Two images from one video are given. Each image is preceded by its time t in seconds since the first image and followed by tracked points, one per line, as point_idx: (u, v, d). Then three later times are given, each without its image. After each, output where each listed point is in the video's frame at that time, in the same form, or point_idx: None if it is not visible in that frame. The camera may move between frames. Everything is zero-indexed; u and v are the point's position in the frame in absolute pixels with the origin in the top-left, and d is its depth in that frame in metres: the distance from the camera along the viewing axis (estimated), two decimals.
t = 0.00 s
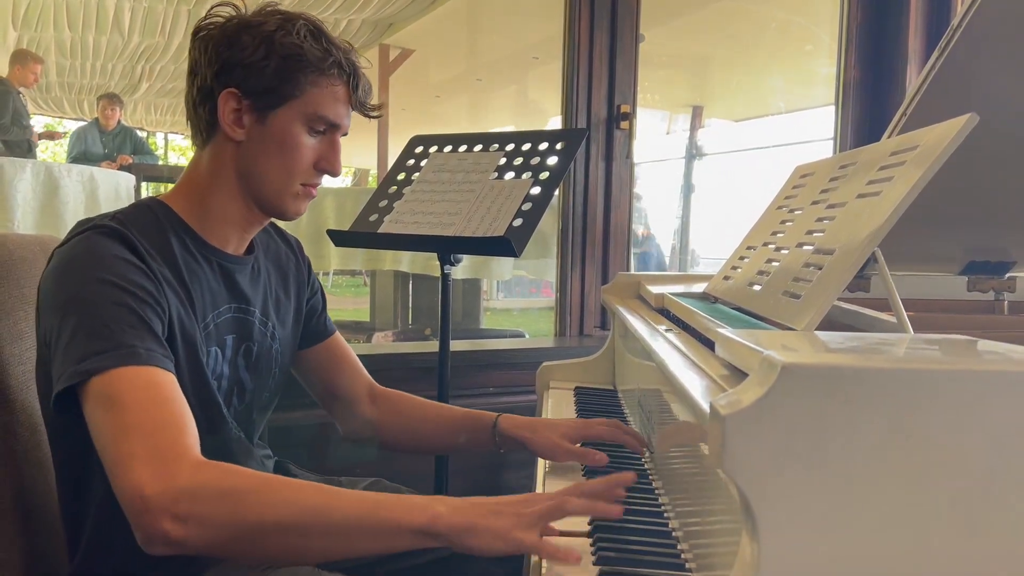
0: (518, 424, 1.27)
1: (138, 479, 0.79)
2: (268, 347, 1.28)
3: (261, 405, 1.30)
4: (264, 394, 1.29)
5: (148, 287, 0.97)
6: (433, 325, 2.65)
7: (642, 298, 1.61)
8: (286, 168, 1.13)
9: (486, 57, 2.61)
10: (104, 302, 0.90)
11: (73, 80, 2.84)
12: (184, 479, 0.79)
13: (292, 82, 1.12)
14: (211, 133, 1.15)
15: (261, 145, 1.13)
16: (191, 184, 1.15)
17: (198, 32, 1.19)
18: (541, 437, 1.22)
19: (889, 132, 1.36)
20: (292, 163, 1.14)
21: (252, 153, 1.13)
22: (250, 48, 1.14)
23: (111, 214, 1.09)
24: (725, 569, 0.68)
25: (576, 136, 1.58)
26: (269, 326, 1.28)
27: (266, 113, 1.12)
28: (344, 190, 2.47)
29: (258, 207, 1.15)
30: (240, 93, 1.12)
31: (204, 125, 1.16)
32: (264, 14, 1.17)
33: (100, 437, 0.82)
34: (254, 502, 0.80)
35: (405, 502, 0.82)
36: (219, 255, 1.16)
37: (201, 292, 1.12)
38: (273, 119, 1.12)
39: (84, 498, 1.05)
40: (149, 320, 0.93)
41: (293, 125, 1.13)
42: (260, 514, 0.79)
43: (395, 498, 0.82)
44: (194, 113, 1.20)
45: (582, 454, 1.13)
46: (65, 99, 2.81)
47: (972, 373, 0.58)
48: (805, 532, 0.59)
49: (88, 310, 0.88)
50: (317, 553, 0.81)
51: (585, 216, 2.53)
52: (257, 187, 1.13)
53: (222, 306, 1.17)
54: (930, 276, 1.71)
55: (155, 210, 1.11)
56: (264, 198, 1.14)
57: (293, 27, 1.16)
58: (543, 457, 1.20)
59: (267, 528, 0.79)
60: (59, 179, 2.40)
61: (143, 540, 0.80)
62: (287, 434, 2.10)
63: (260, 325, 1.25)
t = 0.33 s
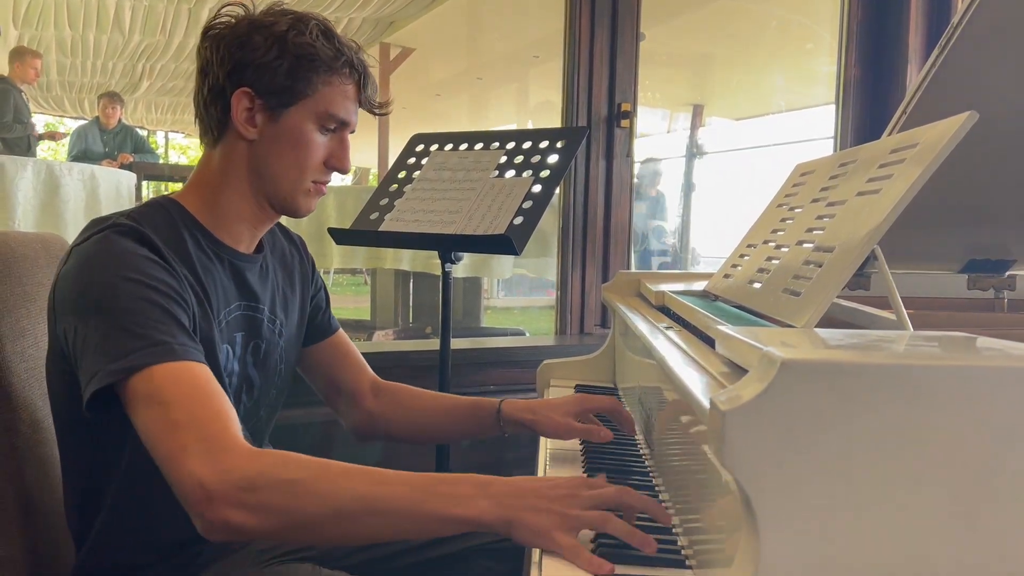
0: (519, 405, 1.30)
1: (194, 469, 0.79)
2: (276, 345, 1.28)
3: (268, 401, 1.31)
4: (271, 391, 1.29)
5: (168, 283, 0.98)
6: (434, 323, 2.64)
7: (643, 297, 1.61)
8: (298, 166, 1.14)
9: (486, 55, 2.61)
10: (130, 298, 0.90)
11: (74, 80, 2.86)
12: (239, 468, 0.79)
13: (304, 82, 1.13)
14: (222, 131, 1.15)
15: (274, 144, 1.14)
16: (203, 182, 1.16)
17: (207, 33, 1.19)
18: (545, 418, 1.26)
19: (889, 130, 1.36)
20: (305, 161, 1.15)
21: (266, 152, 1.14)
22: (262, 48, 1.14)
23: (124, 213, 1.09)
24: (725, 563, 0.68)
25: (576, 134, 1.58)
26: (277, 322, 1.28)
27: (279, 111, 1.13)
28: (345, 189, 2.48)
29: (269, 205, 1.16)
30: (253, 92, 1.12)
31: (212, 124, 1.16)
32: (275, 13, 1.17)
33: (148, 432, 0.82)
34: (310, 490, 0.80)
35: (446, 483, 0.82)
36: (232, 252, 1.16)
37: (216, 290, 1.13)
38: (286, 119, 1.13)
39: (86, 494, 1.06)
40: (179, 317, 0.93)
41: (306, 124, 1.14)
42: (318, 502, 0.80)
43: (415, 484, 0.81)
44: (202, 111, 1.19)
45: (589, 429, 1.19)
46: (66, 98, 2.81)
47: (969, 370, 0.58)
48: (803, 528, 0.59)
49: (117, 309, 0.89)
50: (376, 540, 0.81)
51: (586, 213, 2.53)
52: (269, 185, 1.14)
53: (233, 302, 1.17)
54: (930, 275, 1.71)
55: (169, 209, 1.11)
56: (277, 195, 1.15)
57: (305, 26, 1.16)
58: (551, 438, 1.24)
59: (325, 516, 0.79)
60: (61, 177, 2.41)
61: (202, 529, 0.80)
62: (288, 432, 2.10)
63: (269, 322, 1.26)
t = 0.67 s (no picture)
0: (505, 397, 1.31)
1: (219, 467, 0.83)
2: (278, 343, 1.28)
3: (272, 398, 1.30)
4: (274, 389, 1.29)
5: (181, 278, 0.99)
6: (433, 322, 2.66)
7: (642, 296, 1.62)
8: (300, 166, 1.15)
9: (486, 54, 2.61)
10: (146, 296, 0.91)
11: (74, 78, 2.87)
12: (261, 463, 0.84)
13: (305, 83, 1.13)
14: (224, 132, 1.15)
15: (276, 144, 1.14)
16: (206, 181, 1.16)
17: (210, 36, 1.19)
18: (527, 410, 1.27)
19: (889, 128, 1.36)
20: (306, 161, 1.15)
21: (268, 152, 1.14)
22: (264, 50, 1.14)
23: (132, 211, 1.09)
24: (723, 565, 0.68)
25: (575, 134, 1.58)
26: (278, 317, 1.29)
27: (281, 112, 1.13)
28: (345, 188, 2.47)
29: (271, 204, 1.16)
30: (255, 93, 1.12)
31: (215, 126, 1.16)
32: (276, 16, 1.17)
33: (170, 431, 0.85)
34: (328, 478, 0.85)
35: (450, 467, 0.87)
36: (235, 250, 1.16)
37: (223, 287, 1.13)
38: (287, 119, 1.13)
39: (86, 494, 1.06)
40: (194, 314, 0.95)
41: (306, 124, 1.14)
42: (335, 489, 0.85)
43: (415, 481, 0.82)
44: (205, 112, 1.19)
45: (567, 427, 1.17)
46: (66, 96, 2.82)
47: (968, 370, 0.58)
48: (802, 527, 0.60)
49: (131, 308, 0.90)
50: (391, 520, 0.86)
51: (585, 212, 2.53)
52: (271, 184, 1.14)
53: (238, 300, 1.18)
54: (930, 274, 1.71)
55: (175, 208, 1.11)
56: (279, 194, 1.15)
57: (306, 28, 1.16)
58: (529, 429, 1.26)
59: (344, 502, 0.85)
60: (60, 176, 2.40)
61: (229, 520, 0.85)
62: (288, 431, 2.10)
63: (271, 318, 1.26)
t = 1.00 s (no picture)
0: (491, 401, 1.34)
1: (187, 472, 0.83)
2: (276, 340, 1.28)
3: (270, 395, 1.30)
4: (271, 386, 1.29)
5: (186, 280, 0.99)
6: (433, 322, 2.65)
7: (642, 296, 1.61)
8: (306, 167, 1.15)
9: (485, 53, 2.61)
10: (146, 296, 0.92)
11: (74, 77, 2.91)
12: (231, 469, 0.84)
13: (311, 85, 1.14)
14: (232, 134, 1.15)
15: (283, 145, 1.14)
16: (214, 182, 1.16)
17: (218, 41, 1.20)
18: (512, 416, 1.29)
19: (889, 128, 1.36)
20: (312, 161, 1.15)
21: (275, 153, 1.14)
22: (271, 54, 1.14)
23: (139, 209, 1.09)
24: (723, 565, 0.68)
25: (575, 134, 1.58)
26: (278, 314, 1.28)
27: (287, 114, 1.13)
28: (346, 187, 2.49)
29: (278, 204, 1.16)
30: (262, 96, 1.13)
31: (223, 128, 1.16)
32: (281, 22, 1.18)
33: (146, 431, 0.86)
34: (295, 485, 0.86)
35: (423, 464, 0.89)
36: (241, 250, 1.16)
37: (228, 286, 1.13)
38: (293, 121, 1.14)
39: (88, 494, 1.06)
40: (187, 315, 0.95)
41: (312, 126, 1.15)
42: (300, 497, 0.85)
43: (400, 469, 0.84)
44: (213, 115, 1.19)
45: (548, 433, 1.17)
46: (66, 95, 2.82)
47: (970, 370, 0.58)
48: (801, 528, 0.60)
49: (124, 304, 0.91)
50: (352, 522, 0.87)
51: (585, 212, 2.53)
52: (279, 185, 1.14)
53: (241, 298, 1.18)
54: (929, 274, 1.71)
55: (182, 208, 1.11)
56: (286, 194, 1.15)
57: (310, 33, 1.17)
58: (512, 434, 1.28)
59: (309, 509, 0.86)
60: (60, 176, 2.41)
61: (190, 526, 0.85)
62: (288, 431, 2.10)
63: (271, 316, 1.26)
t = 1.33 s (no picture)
0: (519, 401, 1.31)
1: (213, 448, 0.83)
2: (288, 335, 1.27)
3: (280, 391, 1.29)
4: (280, 381, 1.28)
5: (208, 270, 0.99)
6: (433, 322, 2.63)
7: (643, 295, 1.61)
8: (325, 167, 1.15)
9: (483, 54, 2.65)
10: (172, 284, 0.92)
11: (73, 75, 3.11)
12: (257, 447, 0.84)
13: (331, 89, 1.14)
14: (252, 135, 1.15)
15: (302, 147, 1.14)
16: (233, 181, 1.16)
17: (238, 43, 1.20)
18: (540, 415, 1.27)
19: (889, 127, 1.36)
20: (331, 162, 1.16)
21: (295, 154, 1.14)
22: (292, 58, 1.14)
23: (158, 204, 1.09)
24: (722, 565, 0.68)
25: (576, 133, 1.58)
26: (291, 310, 1.28)
27: (308, 115, 1.14)
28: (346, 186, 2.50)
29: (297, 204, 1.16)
30: (284, 99, 1.13)
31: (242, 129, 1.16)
32: (301, 26, 1.18)
33: (172, 412, 0.86)
34: (320, 462, 0.86)
35: (432, 451, 0.89)
36: (257, 246, 1.16)
37: (246, 282, 1.12)
38: (313, 123, 1.14)
39: (88, 492, 1.06)
40: (213, 303, 0.95)
41: (331, 127, 1.15)
42: (325, 474, 0.85)
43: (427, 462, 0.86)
44: (232, 116, 1.19)
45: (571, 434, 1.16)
46: (66, 95, 3.00)
47: (970, 369, 0.58)
48: (800, 527, 0.60)
49: (151, 290, 0.91)
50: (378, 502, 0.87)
51: (585, 211, 2.52)
52: (298, 185, 1.15)
53: (258, 294, 1.17)
54: (930, 273, 1.71)
55: (202, 203, 1.11)
56: (303, 192, 1.15)
57: (331, 37, 1.18)
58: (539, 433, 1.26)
59: (335, 486, 0.85)
60: (60, 174, 2.41)
61: (217, 504, 0.85)
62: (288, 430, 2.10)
63: (285, 313, 1.25)
